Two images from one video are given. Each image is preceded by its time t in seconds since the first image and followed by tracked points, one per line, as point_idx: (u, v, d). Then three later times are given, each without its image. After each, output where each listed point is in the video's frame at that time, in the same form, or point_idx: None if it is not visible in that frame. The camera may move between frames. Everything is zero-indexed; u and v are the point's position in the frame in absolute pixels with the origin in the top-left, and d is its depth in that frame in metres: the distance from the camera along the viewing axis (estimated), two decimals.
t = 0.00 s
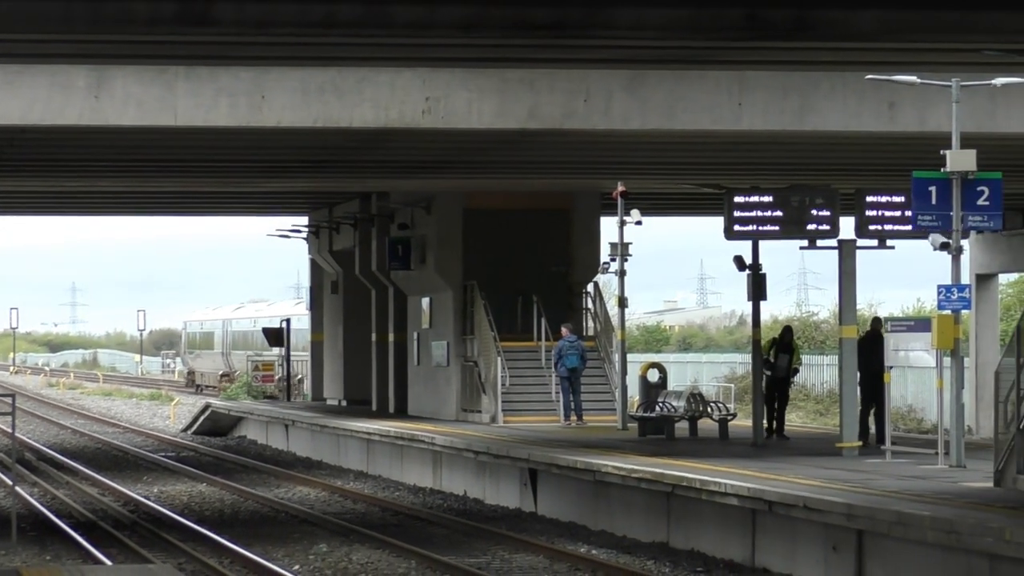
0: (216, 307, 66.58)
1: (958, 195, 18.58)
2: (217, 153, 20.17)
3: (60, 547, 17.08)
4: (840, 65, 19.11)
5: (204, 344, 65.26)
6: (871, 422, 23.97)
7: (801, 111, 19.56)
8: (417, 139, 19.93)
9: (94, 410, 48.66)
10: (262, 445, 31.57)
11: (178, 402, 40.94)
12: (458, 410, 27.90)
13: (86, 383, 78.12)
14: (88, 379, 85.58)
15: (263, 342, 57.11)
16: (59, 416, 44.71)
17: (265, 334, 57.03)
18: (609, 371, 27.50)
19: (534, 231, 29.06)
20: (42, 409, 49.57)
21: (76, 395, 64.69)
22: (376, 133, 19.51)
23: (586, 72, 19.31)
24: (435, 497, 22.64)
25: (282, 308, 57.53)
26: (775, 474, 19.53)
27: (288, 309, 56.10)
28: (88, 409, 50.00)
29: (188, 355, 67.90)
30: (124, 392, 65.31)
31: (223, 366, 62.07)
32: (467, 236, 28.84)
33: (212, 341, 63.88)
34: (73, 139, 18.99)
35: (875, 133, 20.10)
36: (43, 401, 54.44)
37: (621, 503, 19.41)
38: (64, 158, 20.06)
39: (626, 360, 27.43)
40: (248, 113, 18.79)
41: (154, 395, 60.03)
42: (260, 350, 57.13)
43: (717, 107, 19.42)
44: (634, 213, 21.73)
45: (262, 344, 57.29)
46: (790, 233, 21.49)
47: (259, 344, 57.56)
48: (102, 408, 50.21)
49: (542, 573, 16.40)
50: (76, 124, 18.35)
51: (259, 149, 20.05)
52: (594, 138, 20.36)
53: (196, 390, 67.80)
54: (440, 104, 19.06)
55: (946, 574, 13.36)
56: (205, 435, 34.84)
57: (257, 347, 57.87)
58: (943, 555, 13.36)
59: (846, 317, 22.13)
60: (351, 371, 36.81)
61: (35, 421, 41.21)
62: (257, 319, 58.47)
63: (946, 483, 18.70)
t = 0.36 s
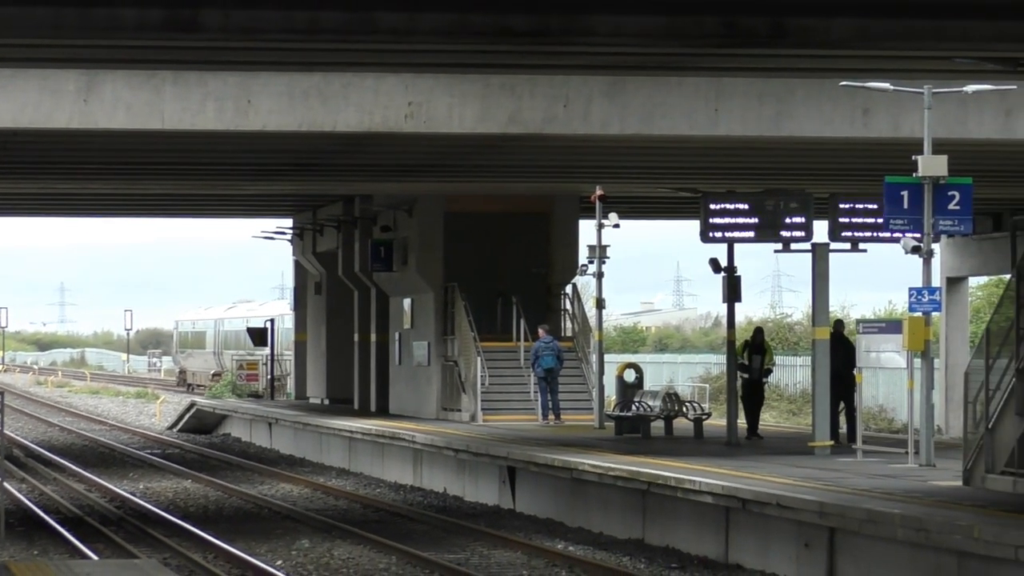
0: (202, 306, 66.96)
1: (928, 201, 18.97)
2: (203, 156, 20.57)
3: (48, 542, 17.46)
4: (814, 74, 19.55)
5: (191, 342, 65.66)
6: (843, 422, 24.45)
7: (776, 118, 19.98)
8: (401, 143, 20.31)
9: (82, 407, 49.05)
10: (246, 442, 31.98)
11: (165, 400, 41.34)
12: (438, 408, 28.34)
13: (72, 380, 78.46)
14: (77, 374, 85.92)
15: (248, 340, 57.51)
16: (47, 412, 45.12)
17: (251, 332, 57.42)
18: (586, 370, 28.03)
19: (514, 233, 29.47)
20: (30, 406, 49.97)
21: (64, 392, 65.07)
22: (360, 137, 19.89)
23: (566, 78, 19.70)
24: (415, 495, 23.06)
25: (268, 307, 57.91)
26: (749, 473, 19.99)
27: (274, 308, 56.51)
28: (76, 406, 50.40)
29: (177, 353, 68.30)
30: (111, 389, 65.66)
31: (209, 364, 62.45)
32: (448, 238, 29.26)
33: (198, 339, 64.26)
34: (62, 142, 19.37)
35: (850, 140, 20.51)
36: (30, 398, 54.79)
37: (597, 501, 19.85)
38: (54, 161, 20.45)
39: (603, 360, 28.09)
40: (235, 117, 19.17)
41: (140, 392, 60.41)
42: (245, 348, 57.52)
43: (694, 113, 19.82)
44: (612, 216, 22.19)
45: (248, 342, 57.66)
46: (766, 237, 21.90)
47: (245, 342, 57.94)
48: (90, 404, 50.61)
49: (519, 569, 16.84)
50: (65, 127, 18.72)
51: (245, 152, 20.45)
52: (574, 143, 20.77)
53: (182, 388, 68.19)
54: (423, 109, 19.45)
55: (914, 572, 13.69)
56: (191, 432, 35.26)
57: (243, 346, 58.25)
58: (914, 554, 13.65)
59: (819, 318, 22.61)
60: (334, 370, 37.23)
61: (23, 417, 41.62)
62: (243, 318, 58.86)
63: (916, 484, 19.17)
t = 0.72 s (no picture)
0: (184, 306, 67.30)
1: (896, 204, 19.46)
2: (185, 159, 20.97)
3: (31, 538, 17.83)
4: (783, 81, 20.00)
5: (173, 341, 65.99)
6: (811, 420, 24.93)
7: (747, 123, 20.41)
8: (378, 146, 20.70)
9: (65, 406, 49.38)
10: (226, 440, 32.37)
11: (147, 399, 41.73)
12: (415, 407, 28.77)
13: (54, 380, 78.71)
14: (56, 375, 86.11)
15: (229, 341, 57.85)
16: (29, 411, 45.48)
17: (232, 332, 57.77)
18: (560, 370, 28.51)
19: (489, 236, 29.88)
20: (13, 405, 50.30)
21: (46, 391, 65.37)
22: (339, 141, 20.27)
23: (541, 83, 20.08)
24: (393, 492, 23.46)
25: (248, 307, 58.26)
26: (719, 470, 20.45)
27: (255, 309, 56.87)
28: (59, 405, 50.73)
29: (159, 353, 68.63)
30: (92, 390, 65.93)
31: (190, 364, 62.72)
32: (425, 240, 29.66)
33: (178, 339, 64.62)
34: (46, 145, 19.77)
35: (820, 145, 20.96)
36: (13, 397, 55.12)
37: (570, 499, 20.28)
38: (38, 163, 20.85)
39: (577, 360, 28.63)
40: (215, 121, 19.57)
41: (122, 392, 60.71)
42: (226, 349, 57.91)
43: (667, 119, 20.23)
44: (586, 219, 22.62)
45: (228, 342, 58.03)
46: (736, 238, 22.38)
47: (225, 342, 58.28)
48: (73, 404, 50.94)
49: (494, 564, 17.26)
50: (48, 131, 19.13)
51: (226, 155, 20.84)
52: (549, 147, 21.18)
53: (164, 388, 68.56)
54: (400, 113, 19.83)
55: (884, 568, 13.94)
56: (172, 431, 35.62)
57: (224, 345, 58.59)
58: (878, 548, 14.01)
59: (788, 319, 23.11)
60: (312, 370, 37.62)
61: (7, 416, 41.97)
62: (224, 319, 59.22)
63: (883, 481, 19.65)
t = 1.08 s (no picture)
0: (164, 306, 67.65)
1: (862, 210, 19.91)
2: (165, 163, 21.39)
3: (13, 533, 18.21)
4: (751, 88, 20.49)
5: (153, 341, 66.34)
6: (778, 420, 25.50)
7: (716, 129, 20.85)
8: (354, 151, 21.12)
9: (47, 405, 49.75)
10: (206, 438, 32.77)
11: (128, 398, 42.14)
12: (391, 407, 29.22)
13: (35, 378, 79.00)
14: (38, 375, 86.29)
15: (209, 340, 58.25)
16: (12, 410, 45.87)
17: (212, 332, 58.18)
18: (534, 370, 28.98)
19: (464, 239, 30.35)
20: None
21: (27, 390, 65.70)
22: (316, 145, 20.69)
23: (514, 89, 20.52)
24: (369, 490, 23.90)
25: (228, 308, 58.67)
26: (688, 468, 20.96)
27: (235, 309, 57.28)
28: (41, 404, 51.12)
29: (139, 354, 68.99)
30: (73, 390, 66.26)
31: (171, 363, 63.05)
32: (401, 242, 30.09)
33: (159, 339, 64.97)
34: (29, 148, 20.19)
35: (788, 151, 21.48)
36: None
37: (542, 497, 20.76)
38: (22, 165, 21.26)
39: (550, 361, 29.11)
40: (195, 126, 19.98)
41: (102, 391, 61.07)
42: (205, 348, 58.31)
43: (637, 125, 20.71)
44: (558, 223, 23.08)
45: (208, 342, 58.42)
46: (705, 241, 22.89)
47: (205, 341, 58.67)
48: (55, 403, 51.33)
49: (468, 560, 17.70)
50: (31, 135, 19.55)
51: (206, 159, 21.26)
52: (522, 152, 21.62)
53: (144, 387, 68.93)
54: (377, 118, 20.24)
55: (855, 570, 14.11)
56: (152, 429, 36.03)
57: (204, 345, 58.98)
58: (845, 544, 14.28)
59: (756, 321, 23.65)
60: (290, 370, 38.06)
61: None
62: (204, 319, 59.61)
63: (847, 479, 20.17)
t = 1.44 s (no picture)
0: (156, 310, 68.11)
1: (841, 213, 20.37)
2: (157, 168, 21.84)
3: (9, 532, 18.62)
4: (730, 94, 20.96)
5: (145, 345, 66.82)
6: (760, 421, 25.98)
7: (696, 135, 21.25)
8: (342, 157, 21.55)
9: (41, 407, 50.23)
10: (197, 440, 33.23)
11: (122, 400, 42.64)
12: (379, 407, 29.67)
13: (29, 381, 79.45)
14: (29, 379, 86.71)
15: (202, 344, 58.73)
16: (7, 412, 46.34)
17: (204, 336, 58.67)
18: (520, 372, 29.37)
19: (450, 243, 30.81)
20: None
21: (21, 394, 66.15)
22: (305, 151, 21.12)
23: (498, 96, 20.97)
24: (358, 489, 24.35)
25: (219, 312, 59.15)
26: (670, 466, 21.46)
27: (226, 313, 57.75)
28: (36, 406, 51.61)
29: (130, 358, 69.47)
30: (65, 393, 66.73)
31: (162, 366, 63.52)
32: (388, 247, 30.55)
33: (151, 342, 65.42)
34: (23, 154, 20.63)
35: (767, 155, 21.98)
36: None
37: (527, 495, 21.21)
38: (17, 171, 21.71)
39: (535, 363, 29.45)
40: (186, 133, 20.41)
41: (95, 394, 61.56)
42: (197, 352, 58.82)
43: (619, 130, 21.17)
44: (542, 227, 23.52)
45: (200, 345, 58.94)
46: (686, 244, 23.36)
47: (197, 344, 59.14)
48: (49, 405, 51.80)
49: (456, 558, 18.13)
50: (25, 141, 20.00)
51: (196, 165, 21.70)
52: (506, 157, 22.08)
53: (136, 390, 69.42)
54: (364, 125, 20.68)
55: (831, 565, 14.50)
56: (144, 431, 36.49)
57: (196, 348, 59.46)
58: (826, 545, 14.63)
59: (737, 323, 24.17)
60: (281, 373, 38.53)
61: None
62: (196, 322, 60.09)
63: (826, 476, 20.68)
